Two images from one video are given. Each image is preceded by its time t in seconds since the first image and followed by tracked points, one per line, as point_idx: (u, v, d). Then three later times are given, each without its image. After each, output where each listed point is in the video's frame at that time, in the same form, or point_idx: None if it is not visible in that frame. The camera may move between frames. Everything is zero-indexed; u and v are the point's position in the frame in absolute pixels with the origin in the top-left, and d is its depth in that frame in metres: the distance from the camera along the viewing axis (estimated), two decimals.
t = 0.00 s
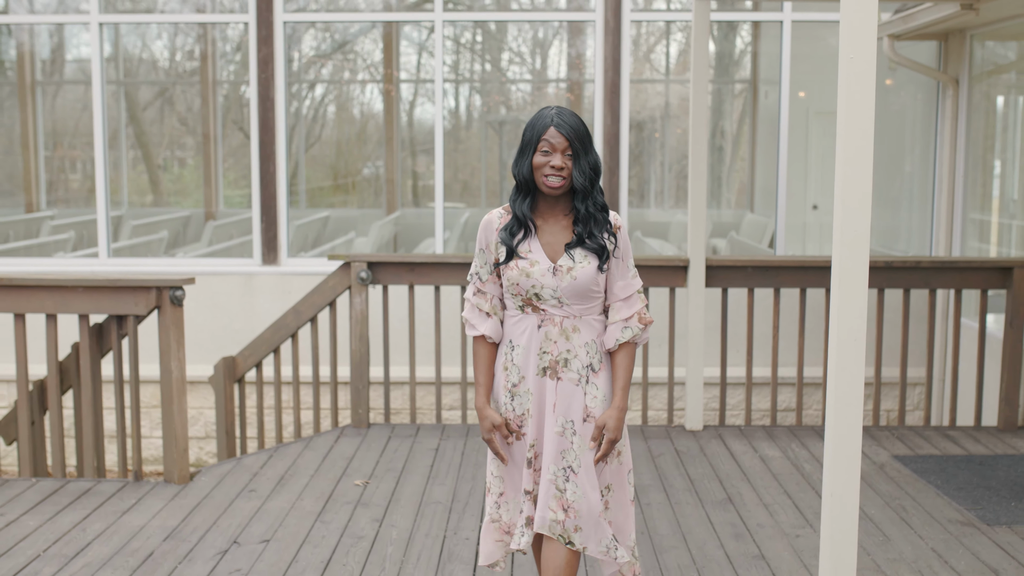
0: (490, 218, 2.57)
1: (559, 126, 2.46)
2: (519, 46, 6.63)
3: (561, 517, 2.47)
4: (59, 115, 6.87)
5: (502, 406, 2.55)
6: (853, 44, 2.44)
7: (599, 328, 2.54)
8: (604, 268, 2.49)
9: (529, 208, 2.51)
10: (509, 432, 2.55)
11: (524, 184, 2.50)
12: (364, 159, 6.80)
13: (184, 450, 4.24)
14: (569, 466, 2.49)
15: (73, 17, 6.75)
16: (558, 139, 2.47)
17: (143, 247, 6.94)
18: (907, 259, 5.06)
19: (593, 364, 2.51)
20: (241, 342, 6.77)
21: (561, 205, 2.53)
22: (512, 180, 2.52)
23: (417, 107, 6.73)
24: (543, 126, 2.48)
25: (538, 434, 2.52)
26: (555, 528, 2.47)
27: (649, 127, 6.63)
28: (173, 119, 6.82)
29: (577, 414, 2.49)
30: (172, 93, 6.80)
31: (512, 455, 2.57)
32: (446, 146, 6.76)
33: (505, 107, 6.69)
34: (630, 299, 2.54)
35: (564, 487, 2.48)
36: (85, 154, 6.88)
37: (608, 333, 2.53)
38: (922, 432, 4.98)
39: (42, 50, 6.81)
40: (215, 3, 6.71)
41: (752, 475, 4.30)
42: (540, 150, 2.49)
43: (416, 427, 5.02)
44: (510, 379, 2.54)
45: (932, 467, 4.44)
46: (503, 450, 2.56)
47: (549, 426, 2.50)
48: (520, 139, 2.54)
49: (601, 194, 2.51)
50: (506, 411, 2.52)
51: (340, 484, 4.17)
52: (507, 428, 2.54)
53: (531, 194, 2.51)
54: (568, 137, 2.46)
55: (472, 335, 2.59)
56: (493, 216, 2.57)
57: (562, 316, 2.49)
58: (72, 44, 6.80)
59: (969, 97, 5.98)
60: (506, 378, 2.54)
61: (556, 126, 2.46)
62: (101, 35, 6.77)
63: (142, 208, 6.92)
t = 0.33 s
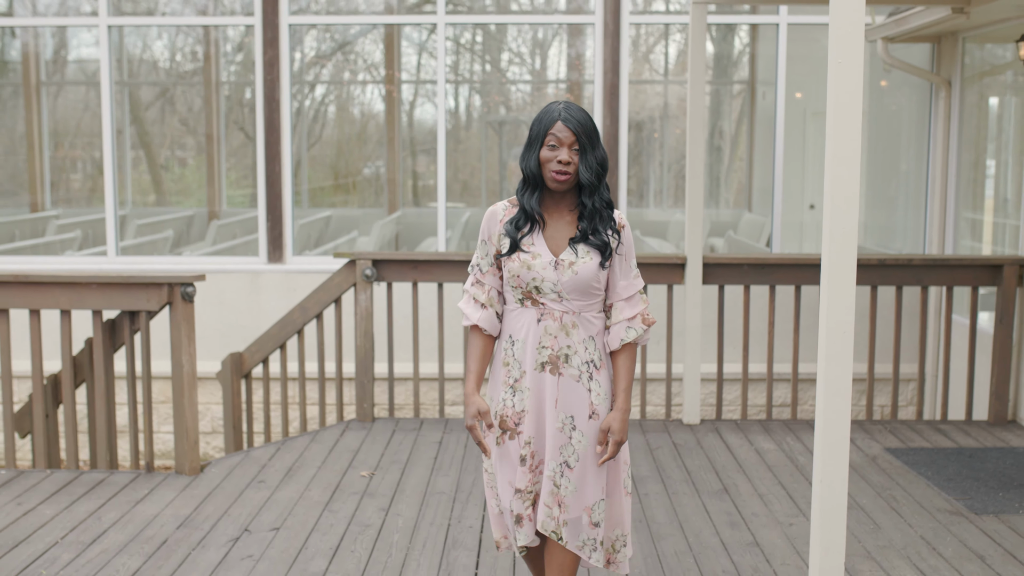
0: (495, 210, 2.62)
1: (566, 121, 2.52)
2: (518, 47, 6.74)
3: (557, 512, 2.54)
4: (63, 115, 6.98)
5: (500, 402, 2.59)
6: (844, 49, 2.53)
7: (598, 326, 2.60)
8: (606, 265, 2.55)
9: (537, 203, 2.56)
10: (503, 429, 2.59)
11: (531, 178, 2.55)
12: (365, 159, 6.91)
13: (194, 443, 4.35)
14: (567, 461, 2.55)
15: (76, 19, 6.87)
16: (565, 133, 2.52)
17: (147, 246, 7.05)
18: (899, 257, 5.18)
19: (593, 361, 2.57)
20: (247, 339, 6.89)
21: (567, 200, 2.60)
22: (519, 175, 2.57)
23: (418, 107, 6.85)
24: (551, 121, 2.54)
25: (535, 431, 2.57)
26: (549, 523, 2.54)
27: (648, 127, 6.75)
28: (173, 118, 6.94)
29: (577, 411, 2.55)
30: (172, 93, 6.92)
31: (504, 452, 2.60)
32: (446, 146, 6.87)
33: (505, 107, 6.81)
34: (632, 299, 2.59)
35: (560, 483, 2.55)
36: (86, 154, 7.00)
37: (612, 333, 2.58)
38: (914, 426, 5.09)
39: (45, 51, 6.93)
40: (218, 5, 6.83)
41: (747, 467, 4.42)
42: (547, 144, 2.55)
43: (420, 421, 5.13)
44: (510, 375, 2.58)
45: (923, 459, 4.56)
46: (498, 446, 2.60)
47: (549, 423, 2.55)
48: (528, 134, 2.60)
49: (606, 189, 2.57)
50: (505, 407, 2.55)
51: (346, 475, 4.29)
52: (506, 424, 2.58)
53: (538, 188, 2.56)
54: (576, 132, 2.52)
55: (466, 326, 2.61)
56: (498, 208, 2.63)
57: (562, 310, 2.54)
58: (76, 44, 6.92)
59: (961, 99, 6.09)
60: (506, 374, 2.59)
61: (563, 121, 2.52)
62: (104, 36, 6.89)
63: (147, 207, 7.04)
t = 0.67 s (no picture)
0: (504, 207, 2.65)
1: (572, 113, 2.57)
2: (518, 47, 6.87)
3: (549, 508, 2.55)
4: (68, 115, 7.11)
5: (504, 391, 2.58)
6: (835, 53, 2.68)
7: (604, 323, 2.65)
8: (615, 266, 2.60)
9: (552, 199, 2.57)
10: (505, 418, 2.57)
11: (545, 175, 2.56)
12: (367, 159, 7.04)
13: (208, 435, 4.48)
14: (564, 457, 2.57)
15: (78, 20, 7.00)
16: (575, 125, 2.57)
17: (155, 244, 7.18)
18: (893, 255, 5.32)
19: (596, 359, 2.61)
20: (255, 336, 7.02)
21: (578, 198, 2.62)
22: (530, 172, 2.58)
23: (418, 107, 6.97)
24: (557, 115, 2.58)
25: (541, 427, 2.55)
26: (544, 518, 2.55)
27: (647, 128, 6.88)
28: (174, 118, 7.07)
29: (580, 406, 2.58)
30: (173, 94, 7.05)
31: (504, 443, 2.58)
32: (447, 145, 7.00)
33: (505, 107, 6.93)
34: (638, 296, 2.65)
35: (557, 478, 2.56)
36: (87, 154, 7.14)
37: (615, 329, 2.64)
38: (907, 419, 5.22)
39: (49, 53, 7.05)
40: (221, 8, 6.95)
41: (745, 459, 4.54)
42: (558, 139, 2.57)
43: (425, 414, 5.25)
44: (513, 366, 2.58)
45: (915, 451, 4.69)
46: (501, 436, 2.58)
47: (553, 417, 2.55)
48: (532, 130, 2.62)
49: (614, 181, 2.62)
50: (508, 397, 2.55)
51: (355, 466, 4.41)
52: (509, 414, 2.57)
53: (553, 183, 2.58)
54: (585, 122, 2.57)
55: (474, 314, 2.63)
56: (508, 205, 2.65)
57: (570, 309, 2.58)
58: (80, 44, 7.04)
59: (954, 100, 6.22)
60: (509, 365, 2.59)
61: (569, 115, 2.57)
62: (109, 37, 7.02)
63: (154, 207, 7.17)
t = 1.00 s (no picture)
0: (507, 214, 2.65)
1: (569, 125, 2.55)
2: (518, 47, 7.01)
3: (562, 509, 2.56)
4: (72, 116, 7.25)
5: (503, 398, 2.62)
6: (822, 58, 2.82)
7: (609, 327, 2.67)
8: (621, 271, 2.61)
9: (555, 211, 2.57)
10: (507, 425, 2.60)
11: (547, 186, 2.55)
12: (368, 158, 7.17)
13: (218, 427, 4.62)
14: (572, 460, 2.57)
15: (80, 22, 7.13)
16: (573, 137, 2.55)
17: (161, 243, 7.31)
18: (884, 252, 5.46)
19: (604, 362, 2.63)
20: (261, 332, 7.16)
21: (580, 206, 2.62)
22: (531, 183, 2.58)
23: (418, 107, 7.11)
24: (556, 124, 2.56)
25: (545, 430, 2.56)
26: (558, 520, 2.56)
27: (646, 128, 7.01)
28: (175, 118, 7.21)
29: (585, 408, 2.60)
30: (173, 95, 7.19)
31: (508, 449, 2.60)
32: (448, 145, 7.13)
33: (504, 108, 7.06)
34: (641, 297, 2.68)
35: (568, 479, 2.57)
36: (89, 154, 7.28)
37: (622, 331, 2.68)
38: (898, 412, 5.36)
39: (53, 54, 7.18)
40: (224, 9, 7.08)
41: (739, 450, 4.67)
42: (558, 151, 2.55)
43: (429, 408, 5.39)
44: (515, 372, 2.61)
45: (905, 443, 4.82)
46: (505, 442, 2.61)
47: (557, 420, 2.56)
48: (530, 139, 2.61)
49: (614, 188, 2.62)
50: (508, 405, 2.58)
51: (361, 457, 4.55)
52: (510, 421, 2.60)
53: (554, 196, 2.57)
54: (584, 133, 2.55)
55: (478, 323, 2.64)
56: (511, 212, 2.65)
57: (578, 314, 2.58)
58: (81, 45, 7.17)
59: (945, 101, 6.37)
60: (511, 372, 2.61)
61: (566, 127, 2.55)
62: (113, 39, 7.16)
63: (160, 206, 7.30)
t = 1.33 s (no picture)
0: (505, 213, 2.66)
1: (562, 118, 2.61)
2: (518, 48, 7.13)
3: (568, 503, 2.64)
4: (74, 116, 7.37)
5: (506, 394, 2.66)
6: (806, 60, 2.92)
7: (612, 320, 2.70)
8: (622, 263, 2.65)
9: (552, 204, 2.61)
10: (509, 421, 2.65)
11: (542, 180, 2.60)
12: (369, 159, 7.29)
13: (223, 420, 4.74)
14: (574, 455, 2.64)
15: (83, 23, 7.26)
16: (568, 129, 2.60)
17: (164, 242, 7.43)
18: (874, 250, 5.59)
19: (607, 357, 2.66)
20: (263, 329, 7.28)
21: (577, 199, 2.67)
22: (526, 178, 2.61)
23: (418, 108, 7.23)
24: (549, 119, 2.62)
25: (548, 425, 2.63)
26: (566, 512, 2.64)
27: (644, 128, 7.13)
28: (176, 118, 7.33)
29: (588, 405, 2.63)
30: (174, 94, 7.30)
31: (510, 444, 2.66)
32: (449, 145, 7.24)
33: (504, 108, 7.18)
34: (641, 289, 2.71)
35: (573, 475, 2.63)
36: (89, 154, 7.40)
37: (624, 324, 2.70)
38: (888, 407, 5.49)
39: (56, 55, 7.30)
40: (226, 11, 7.20)
41: (731, 444, 4.79)
42: (552, 145, 2.61)
43: (429, 403, 5.50)
44: (517, 368, 2.65)
45: (894, 436, 4.94)
46: (507, 438, 2.66)
47: (562, 416, 2.63)
48: (524, 135, 2.65)
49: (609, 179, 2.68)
50: (511, 400, 2.62)
51: (363, 449, 4.67)
52: (512, 417, 2.65)
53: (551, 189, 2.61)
54: (577, 125, 2.61)
55: (479, 324, 2.67)
56: (508, 211, 2.67)
57: (581, 308, 2.63)
58: (82, 45, 7.29)
59: (935, 102, 6.49)
60: (514, 368, 2.65)
61: (559, 120, 2.61)
62: (114, 41, 7.28)
63: (163, 206, 7.42)
